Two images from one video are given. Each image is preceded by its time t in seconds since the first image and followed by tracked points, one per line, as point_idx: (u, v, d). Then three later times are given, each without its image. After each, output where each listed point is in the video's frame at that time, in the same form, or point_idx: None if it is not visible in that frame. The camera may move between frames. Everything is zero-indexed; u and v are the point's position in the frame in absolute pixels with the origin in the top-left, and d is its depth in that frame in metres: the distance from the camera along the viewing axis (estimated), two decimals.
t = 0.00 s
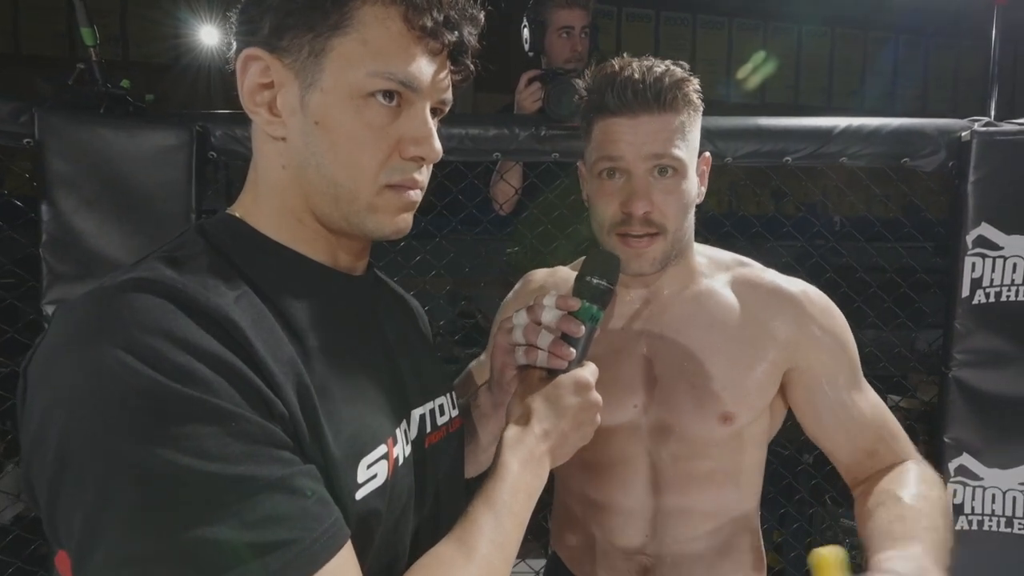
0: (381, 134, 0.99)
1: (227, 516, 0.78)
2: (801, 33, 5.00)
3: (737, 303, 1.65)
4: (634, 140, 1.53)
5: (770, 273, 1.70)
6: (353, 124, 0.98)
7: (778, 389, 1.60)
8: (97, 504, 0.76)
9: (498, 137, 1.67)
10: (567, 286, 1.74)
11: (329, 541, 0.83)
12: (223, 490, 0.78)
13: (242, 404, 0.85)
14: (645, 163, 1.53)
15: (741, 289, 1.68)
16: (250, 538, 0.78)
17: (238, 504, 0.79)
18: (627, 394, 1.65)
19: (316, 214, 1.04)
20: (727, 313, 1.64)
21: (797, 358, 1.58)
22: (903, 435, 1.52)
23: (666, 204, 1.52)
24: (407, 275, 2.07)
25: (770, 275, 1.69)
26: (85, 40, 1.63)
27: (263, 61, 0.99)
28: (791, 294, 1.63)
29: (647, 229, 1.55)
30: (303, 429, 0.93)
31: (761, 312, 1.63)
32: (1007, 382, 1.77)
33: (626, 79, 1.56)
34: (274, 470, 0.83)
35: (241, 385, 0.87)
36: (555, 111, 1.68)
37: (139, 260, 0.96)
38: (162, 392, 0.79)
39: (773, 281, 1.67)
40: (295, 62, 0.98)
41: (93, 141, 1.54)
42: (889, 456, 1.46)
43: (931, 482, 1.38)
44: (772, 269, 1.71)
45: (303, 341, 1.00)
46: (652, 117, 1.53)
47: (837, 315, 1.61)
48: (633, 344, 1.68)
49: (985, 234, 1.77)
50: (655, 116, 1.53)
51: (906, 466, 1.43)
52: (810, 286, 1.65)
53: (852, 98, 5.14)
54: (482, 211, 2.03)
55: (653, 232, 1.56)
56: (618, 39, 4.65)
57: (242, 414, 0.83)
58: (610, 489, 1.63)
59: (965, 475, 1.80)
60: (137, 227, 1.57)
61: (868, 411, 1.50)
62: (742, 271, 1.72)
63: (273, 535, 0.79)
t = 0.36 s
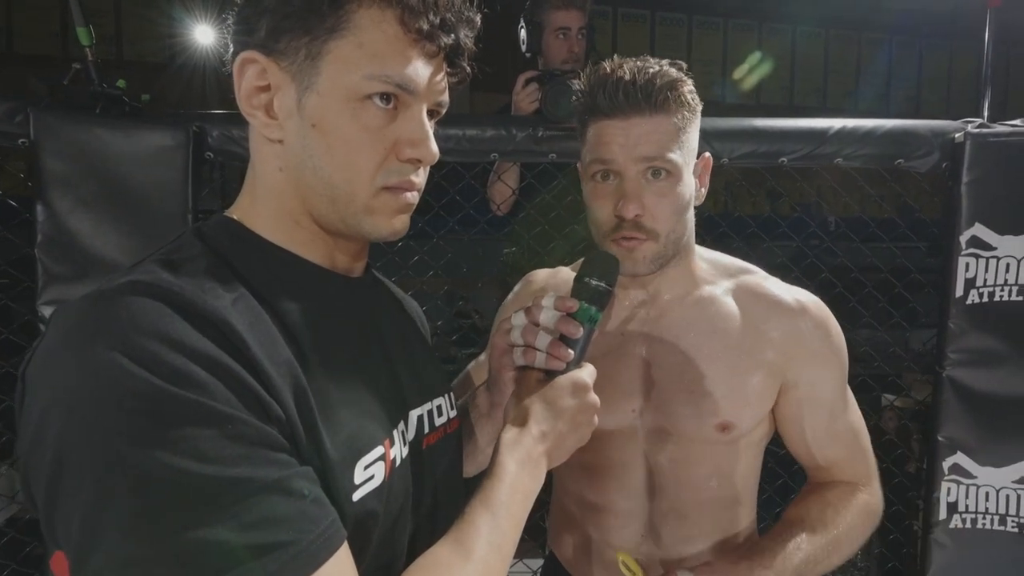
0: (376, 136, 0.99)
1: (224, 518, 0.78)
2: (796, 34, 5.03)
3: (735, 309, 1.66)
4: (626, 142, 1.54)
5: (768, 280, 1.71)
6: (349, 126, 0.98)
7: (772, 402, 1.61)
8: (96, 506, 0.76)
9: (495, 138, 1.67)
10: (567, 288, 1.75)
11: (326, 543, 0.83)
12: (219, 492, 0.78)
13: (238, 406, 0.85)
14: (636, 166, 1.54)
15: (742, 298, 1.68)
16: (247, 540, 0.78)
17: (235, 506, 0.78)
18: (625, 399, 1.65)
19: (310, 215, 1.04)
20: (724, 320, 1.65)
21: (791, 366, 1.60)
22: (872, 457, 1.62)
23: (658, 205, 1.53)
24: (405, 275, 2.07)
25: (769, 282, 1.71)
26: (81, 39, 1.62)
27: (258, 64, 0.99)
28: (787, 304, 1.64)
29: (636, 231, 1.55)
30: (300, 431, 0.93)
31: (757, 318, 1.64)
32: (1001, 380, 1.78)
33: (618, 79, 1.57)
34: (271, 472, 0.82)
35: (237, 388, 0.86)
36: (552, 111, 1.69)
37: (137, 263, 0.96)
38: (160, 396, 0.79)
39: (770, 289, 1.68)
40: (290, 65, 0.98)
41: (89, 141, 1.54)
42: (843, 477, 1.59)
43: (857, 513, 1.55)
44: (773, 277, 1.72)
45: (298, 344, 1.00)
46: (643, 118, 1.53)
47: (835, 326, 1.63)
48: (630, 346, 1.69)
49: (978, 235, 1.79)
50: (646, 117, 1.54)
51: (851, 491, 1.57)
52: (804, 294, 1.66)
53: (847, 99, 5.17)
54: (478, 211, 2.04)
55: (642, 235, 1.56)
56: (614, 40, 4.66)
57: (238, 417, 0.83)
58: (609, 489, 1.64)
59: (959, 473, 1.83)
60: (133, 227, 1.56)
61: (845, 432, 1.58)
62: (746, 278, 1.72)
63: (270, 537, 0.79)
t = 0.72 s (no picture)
0: (394, 142, 1.00)
1: (219, 517, 0.78)
2: (792, 35, 5.05)
3: (726, 309, 1.67)
4: (615, 143, 1.55)
5: (758, 279, 1.72)
6: (366, 132, 0.98)
7: (763, 400, 1.62)
8: (91, 505, 0.75)
9: (491, 137, 1.68)
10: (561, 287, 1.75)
11: (322, 542, 0.83)
12: (215, 491, 0.78)
13: (235, 405, 0.85)
14: (626, 166, 1.54)
15: (732, 298, 1.68)
16: (243, 538, 0.78)
17: (230, 505, 0.78)
18: (618, 397, 1.66)
19: (318, 216, 1.04)
20: (716, 321, 1.66)
21: (781, 367, 1.61)
22: (862, 456, 1.63)
23: (649, 205, 1.54)
24: (401, 274, 2.07)
25: (761, 283, 1.71)
26: (75, 38, 1.61)
27: (268, 66, 0.97)
28: (777, 304, 1.64)
29: (630, 231, 1.57)
30: (296, 430, 0.93)
31: (748, 320, 1.64)
32: (994, 379, 1.79)
33: (605, 81, 1.57)
34: (267, 471, 0.82)
35: (234, 387, 0.86)
36: (547, 111, 1.69)
37: (131, 261, 0.95)
38: (155, 395, 0.79)
39: (762, 290, 1.69)
40: (304, 70, 0.97)
41: (83, 141, 1.53)
42: (835, 477, 1.59)
43: (854, 512, 1.54)
44: (764, 277, 1.73)
45: (297, 343, 1.00)
46: (632, 119, 1.54)
47: (825, 329, 1.63)
48: (625, 345, 1.70)
49: (970, 234, 1.81)
50: (635, 118, 1.54)
51: (844, 490, 1.57)
52: (795, 295, 1.66)
53: (843, 98, 5.19)
54: (475, 211, 2.08)
55: (636, 234, 1.57)
56: (610, 40, 4.67)
57: (235, 416, 0.83)
58: (604, 486, 1.64)
59: (951, 470, 1.84)
60: (127, 227, 1.56)
61: (835, 433, 1.59)
62: (737, 278, 1.73)
63: (265, 536, 0.79)
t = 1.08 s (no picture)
0: (397, 143, 1.00)
1: (225, 512, 0.78)
2: (787, 36, 5.07)
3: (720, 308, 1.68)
4: (610, 142, 1.55)
5: (755, 280, 1.73)
6: (370, 134, 0.98)
7: (758, 398, 1.63)
8: (95, 499, 0.75)
9: (489, 137, 1.68)
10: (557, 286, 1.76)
11: (327, 536, 0.83)
12: (220, 485, 0.78)
13: (239, 401, 0.85)
14: (621, 165, 1.55)
15: (727, 298, 1.69)
16: (249, 532, 0.78)
17: (236, 499, 0.79)
18: (615, 396, 1.66)
19: (320, 216, 1.04)
20: (712, 320, 1.67)
21: (776, 367, 1.61)
22: (856, 452, 1.64)
23: (645, 204, 1.54)
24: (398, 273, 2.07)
25: (756, 283, 1.72)
26: (72, 37, 1.61)
27: (272, 66, 0.97)
28: (771, 304, 1.65)
29: (625, 230, 1.57)
30: (300, 425, 0.93)
31: (744, 319, 1.65)
32: (988, 378, 1.81)
33: (598, 82, 1.58)
34: (271, 466, 0.82)
35: (238, 382, 0.86)
36: (543, 111, 1.70)
37: (133, 257, 0.95)
38: (160, 390, 0.79)
39: (757, 289, 1.69)
40: (308, 71, 0.97)
41: (81, 140, 1.53)
42: (828, 473, 1.60)
43: (844, 508, 1.55)
44: (759, 277, 1.73)
45: (298, 339, 1.00)
46: (626, 119, 1.55)
47: (819, 331, 1.64)
48: (623, 344, 1.70)
49: (965, 234, 1.82)
50: (629, 117, 1.55)
51: (837, 486, 1.58)
52: (789, 295, 1.67)
53: (838, 99, 5.21)
54: (472, 211, 2.09)
55: (631, 233, 1.58)
56: (608, 41, 4.68)
57: (239, 410, 0.83)
58: (602, 484, 1.65)
59: (945, 468, 1.86)
60: (124, 226, 1.55)
61: (829, 430, 1.60)
62: (732, 278, 1.73)
63: (271, 530, 0.79)
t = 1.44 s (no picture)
0: (395, 143, 1.00)
1: (221, 509, 0.78)
2: (783, 38, 5.09)
3: (716, 307, 1.68)
4: (605, 140, 1.56)
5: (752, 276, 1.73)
6: (368, 133, 0.98)
7: (756, 394, 1.63)
8: (91, 498, 0.75)
9: (486, 137, 1.69)
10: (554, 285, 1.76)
11: (323, 533, 0.83)
12: (217, 483, 0.78)
13: (235, 398, 0.85)
14: (617, 161, 1.55)
15: (724, 295, 1.70)
16: (246, 530, 0.78)
17: (232, 497, 0.79)
18: (611, 392, 1.67)
19: (317, 215, 1.04)
20: (709, 316, 1.68)
21: (775, 362, 1.62)
22: (852, 445, 1.65)
23: (640, 202, 1.55)
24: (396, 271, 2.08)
25: (753, 279, 1.73)
26: (68, 35, 1.60)
27: (270, 65, 0.97)
28: (769, 300, 1.67)
29: (621, 230, 1.58)
30: (296, 423, 0.93)
31: (740, 316, 1.66)
32: (983, 377, 1.82)
33: (594, 79, 1.59)
34: (268, 463, 0.83)
35: (234, 380, 0.86)
36: (540, 110, 1.70)
37: (128, 255, 0.95)
38: (156, 388, 0.79)
39: (754, 286, 1.70)
40: (306, 70, 0.97)
41: (76, 138, 1.52)
42: (826, 467, 1.62)
43: (845, 501, 1.56)
44: (755, 274, 1.74)
45: (295, 337, 1.00)
46: (621, 117, 1.55)
47: (816, 325, 1.65)
48: (620, 342, 1.71)
49: (959, 234, 1.83)
50: (624, 115, 1.56)
51: (836, 480, 1.59)
52: (785, 291, 1.69)
53: (834, 100, 5.23)
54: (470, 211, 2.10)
55: (627, 233, 1.58)
56: (605, 41, 4.69)
57: (235, 408, 0.83)
58: (599, 483, 1.65)
59: (941, 467, 1.87)
60: (120, 225, 1.55)
61: (825, 424, 1.61)
62: (728, 275, 1.74)
63: (267, 527, 0.79)
